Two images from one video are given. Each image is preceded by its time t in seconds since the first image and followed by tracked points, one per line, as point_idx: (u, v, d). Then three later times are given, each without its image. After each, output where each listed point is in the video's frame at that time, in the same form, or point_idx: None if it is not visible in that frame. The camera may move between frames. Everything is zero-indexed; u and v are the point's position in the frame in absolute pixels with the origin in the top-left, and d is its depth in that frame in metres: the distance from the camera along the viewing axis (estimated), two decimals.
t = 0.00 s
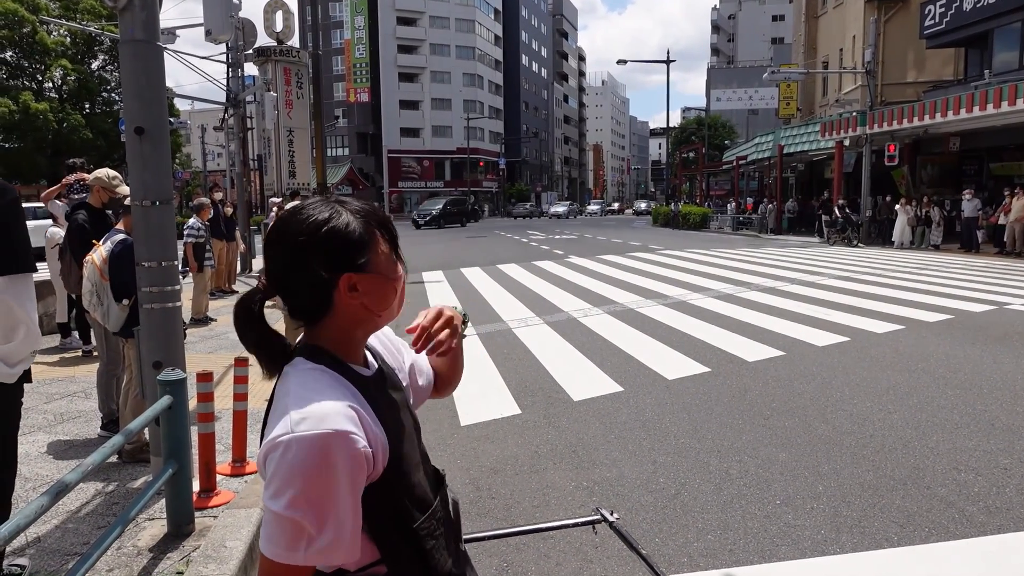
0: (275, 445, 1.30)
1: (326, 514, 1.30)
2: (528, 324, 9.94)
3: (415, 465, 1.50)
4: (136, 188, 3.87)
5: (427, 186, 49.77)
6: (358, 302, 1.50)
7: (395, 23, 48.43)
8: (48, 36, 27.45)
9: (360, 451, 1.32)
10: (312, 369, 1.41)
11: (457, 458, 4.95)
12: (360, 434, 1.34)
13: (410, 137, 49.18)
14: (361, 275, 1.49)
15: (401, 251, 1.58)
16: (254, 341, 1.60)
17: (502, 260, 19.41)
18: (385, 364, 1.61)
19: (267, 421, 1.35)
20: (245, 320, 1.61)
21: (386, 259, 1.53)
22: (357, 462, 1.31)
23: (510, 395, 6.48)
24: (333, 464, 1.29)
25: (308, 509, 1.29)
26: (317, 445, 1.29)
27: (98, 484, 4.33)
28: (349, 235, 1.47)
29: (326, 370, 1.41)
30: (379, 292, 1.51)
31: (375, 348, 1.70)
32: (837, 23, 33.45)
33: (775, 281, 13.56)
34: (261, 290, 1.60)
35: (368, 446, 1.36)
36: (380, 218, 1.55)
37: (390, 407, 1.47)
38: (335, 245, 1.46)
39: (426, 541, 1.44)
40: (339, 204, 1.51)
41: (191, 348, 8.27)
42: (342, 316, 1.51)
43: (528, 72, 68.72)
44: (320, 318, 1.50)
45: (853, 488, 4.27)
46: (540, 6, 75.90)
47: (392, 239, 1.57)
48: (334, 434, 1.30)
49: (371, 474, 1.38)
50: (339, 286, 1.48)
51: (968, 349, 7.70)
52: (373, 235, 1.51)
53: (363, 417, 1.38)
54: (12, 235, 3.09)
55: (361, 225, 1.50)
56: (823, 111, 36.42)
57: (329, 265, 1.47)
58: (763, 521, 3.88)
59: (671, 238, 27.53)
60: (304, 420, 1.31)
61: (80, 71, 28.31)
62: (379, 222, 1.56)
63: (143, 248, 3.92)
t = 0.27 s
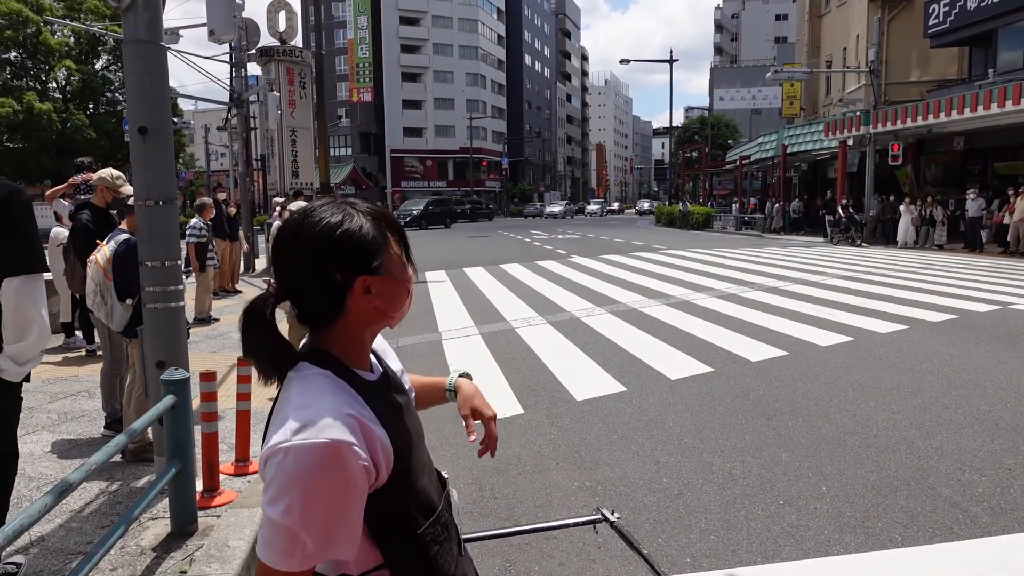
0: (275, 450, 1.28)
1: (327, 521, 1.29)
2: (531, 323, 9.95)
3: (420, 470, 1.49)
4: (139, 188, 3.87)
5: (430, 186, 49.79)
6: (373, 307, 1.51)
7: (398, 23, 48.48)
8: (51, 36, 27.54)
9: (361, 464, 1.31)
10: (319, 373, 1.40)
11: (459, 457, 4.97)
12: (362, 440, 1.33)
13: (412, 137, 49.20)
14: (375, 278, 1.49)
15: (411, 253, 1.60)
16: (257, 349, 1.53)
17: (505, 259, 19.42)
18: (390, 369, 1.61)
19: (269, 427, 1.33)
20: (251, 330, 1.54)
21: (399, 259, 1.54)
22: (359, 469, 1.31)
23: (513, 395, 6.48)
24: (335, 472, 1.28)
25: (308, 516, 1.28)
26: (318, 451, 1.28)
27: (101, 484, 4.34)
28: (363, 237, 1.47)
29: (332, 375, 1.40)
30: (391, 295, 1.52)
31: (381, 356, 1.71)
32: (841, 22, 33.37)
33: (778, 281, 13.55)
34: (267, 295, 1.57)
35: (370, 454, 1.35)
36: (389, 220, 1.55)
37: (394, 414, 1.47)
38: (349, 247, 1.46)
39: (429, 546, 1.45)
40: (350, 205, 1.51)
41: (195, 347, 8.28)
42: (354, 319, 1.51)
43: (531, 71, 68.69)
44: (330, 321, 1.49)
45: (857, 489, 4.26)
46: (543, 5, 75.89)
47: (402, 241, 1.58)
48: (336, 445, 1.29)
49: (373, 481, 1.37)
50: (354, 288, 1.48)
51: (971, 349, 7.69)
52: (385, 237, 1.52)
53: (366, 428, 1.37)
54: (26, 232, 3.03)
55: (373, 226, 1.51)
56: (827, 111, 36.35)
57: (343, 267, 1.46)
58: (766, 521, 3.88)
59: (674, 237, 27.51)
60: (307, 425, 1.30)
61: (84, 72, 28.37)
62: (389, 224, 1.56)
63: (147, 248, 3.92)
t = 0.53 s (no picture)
0: (272, 460, 1.27)
1: (323, 534, 1.28)
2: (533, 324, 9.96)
3: (421, 475, 1.47)
4: (142, 188, 3.88)
5: (432, 186, 49.80)
6: (377, 317, 1.49)
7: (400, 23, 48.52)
8: (55, 37, 27.61)
9: (357, 477, 1.29)
10: (320, 384, 1.38)
11: (461, 457, 4.97)
12: (360, 453, 1.31)
13: (415, 137, 49.22)
14: (381, 287, 1.47)
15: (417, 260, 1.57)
16: (257, 362, 1.49)
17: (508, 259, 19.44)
18: (394, 372, 1.60)
19: (268, 435, 1.32)
20: (254, 340, 1.51)
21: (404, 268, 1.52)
22: (356, 483, 1.29)
23: (516, 394, 6.49)
24: (332, 485, 1.27)
25: (304, 530, 1.27)
26: (315, 465, 1.26)
27: (104, 484, 4.35)
28: (368, 247, 1.44)
29: (332, 386, 1.38)
30: (396, 305, 1.50)
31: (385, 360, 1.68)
32: (844, 21, 33.32)
33: (780, 281, 13.54)
34: (270, 304, 1.54)
35: (367, 467, 1.33)
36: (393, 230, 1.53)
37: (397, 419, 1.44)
38: (353, 256, 1.43)
39: (428, 552, 1.44)
40: (354, 213, 1.49)
41: (198, 347, 8.30)
42: (359, 329, 1.49)
43: (533, 71, 68.67)
44: (334, 331, 1.47)
45: (860, 489, 4.26)
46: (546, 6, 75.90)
47: (408, 249, 1.56)
48: (333, 457, 1.27)
49: (371, 492, 1.35)
50: (359, 299, 1.46)
51: (974, 349, 7.67)
52: (390, 245, 1.50)
53: (366, 439, 1.33)
54: (33, 235, 2.90)
55: (378, 235, 1.48)
56: (830, 111, 36.32)
57: (348, 278, 1.44)
58: (769, 521, 3.87)
59: (677, 237, 27.50)
60: (304, 437, 1.28)
61: (87, 72, 28.43)
62: (394, 231, 1.54)
63: (149, 248, 3.93)
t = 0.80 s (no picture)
0: (260, 468, 1.24)
1: (309, 543, 1.25)
2: (535, 323, 9.94)
3: (419, 479, 1.43)
4: (144, 186, 3.87)
5: (434, 185, 49.79)
6: (372, 324, 1.44)
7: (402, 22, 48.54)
8: (57, 36, 27.64)
9: (346, 486, 1.25)
10: (309, 391, 1.34)
11: (463, 456, 4.96)
12: (348, 461, 1.27)
13: (416, 136, 49.23)
14: (377, 295, 1.43)
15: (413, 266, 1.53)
16: (248, 369, 1.44)
17: (509, 258, 19.45)
18: (394, 375, 1.55)
19: (257, 443, 1.28)
20: (244, 345, 1.46)
21: (398, 274, 1.47)
22: (347, 492, 1.26)
23: (517, 393, 6.49)
24: (321, 496, 1.23)
25: (292, 540, 1.24)
26: (303, 473, 1.23)
27: (106, 482, 4.36)
28: (363, 252, 1.40)
29: (323, 392, 1.34)
30: (389, 312, 1.45)
31: (383, 360, 1.64)
32: (846, 21, 33.26)
33: (782, 280, 13.53)
34: (263, 308, 1.50)
35: (358, 477, 1.29)
36: (387, 233, 1.48)
37: (393, 423, 1.40)
38: (348, 262, 1.39)
39: (424, 558, 1.40)
40: (349, 217, 1.44)
41: (200, 346, 8.30)
42: (354, 339, 1.44)
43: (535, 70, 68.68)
44: (327, 337, 1.42)
45: (862, 489, 4.25)
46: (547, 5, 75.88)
47: (403, 254, 1.51)
48: (322, 468, 1.23)
49: (362, 500, 1.31)
50: (353, 308, 1.41)
51: (976, 349, 7.65)
52: (385, 250, 1.45)
53: (356, 449, 1.29)
54: (35, 233, 2.88)
55: (375, 240, 1.43)
56: (832, 110, 36.27)
57: (342, 285, 1.39)
58: (770, 521, 3.87)
59: (679, 237, 27.49)
60: (292, 446, 1.25)
61: (89, 71, 28.45)
62: (390, 237, 1.49)
63: (151, 246, 3.93)
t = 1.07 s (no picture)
0: (257, 476, 1.24)
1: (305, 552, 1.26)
2: (537, 323, 9.94)
3: (420, 483, 1.42)
4: (147, 186, 3.89)
5: (436, 185, 49.79)
6: (370, 330, 1.43)
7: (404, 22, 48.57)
8: (60, 36, 27.68)
9: (343, 494, 1.25)
10: (305, 396, 1.34)
11: (465, 456, 4.97)
12: (343, 468, 1.27)
13: (418, 136, 49.23)
14: (375, 302, 1.42)
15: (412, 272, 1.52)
16: (244, 374, 1.45)
17: (511, 258, 19.45)
18: (397, 378, 1.55)
19: (253, 449, 1.29)
20: (243, 348, 1.47)
21: (396, 280, 1.46)
22: (341, 500, 1.25)
23: (519, 393, 6.49)
24: (317, 504, 1.24)
25: (288, 548, 1.25)
26: (298, 481, 1.23)
27: (109, 481, 4.37)
28: (361, 257, 1.39)
29: (321, 397, 1.34)
30: (386, 317, 1.44)
31: (386, 360, 1.64)
32: (848, 20, 33.21)
33: (785, 280, 13.54)
34: (263, 311, 1.50)
35: (355, 484, 1.28)
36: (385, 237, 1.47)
37: (395, 427, 1.39)
38: (343, 269, 1.38)
39: (426, 563, 1.39)
40: (346, 221, 1.44)
41: (203, 346, 8.31)
42: (352, 345, 1.43)
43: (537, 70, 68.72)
44: (324, 342, 1.42)
45: (864, 489, 4.24)
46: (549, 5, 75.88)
47: (403, 259, 1.50)
48: (318, 476, 1.23)
49: (361, 506, 1.31)
50: (350, 314, 1.41)
51: (979, 349, 7.63)
52: (384, 256, 1.44)
53: (353, 455, 1.29)
54: (34, 235, 2.88)
55: (373, 246, 1.43)
56: (834, 109, 36.20)
57: (338, 290, 1.39)
58: (773, 521, 3.86)
59: (681, 237, 27.49)
60: (285, 454, 1.25)
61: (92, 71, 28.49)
62: (389, 241, 1.48)
63: (154, 246, 3.94)
